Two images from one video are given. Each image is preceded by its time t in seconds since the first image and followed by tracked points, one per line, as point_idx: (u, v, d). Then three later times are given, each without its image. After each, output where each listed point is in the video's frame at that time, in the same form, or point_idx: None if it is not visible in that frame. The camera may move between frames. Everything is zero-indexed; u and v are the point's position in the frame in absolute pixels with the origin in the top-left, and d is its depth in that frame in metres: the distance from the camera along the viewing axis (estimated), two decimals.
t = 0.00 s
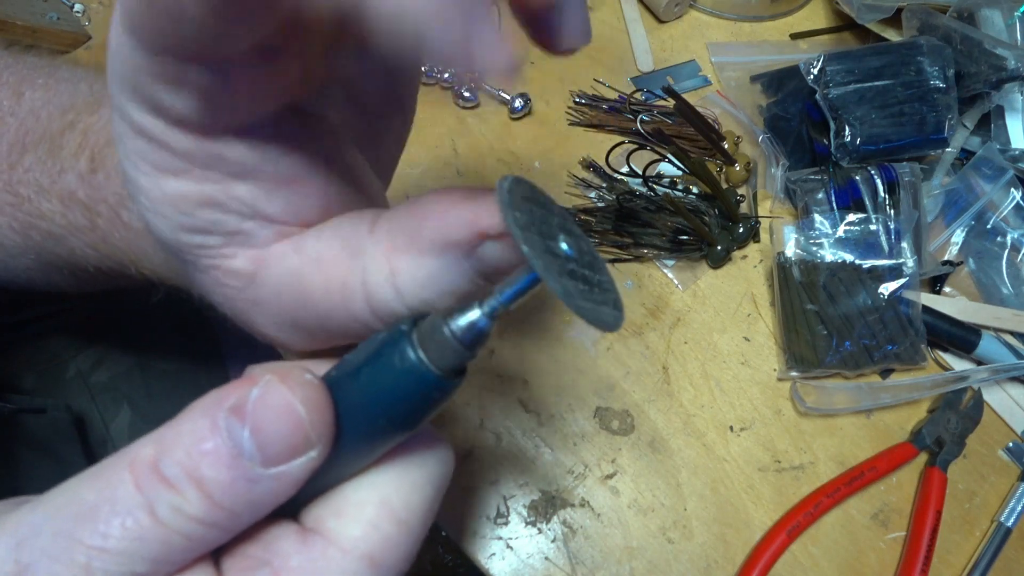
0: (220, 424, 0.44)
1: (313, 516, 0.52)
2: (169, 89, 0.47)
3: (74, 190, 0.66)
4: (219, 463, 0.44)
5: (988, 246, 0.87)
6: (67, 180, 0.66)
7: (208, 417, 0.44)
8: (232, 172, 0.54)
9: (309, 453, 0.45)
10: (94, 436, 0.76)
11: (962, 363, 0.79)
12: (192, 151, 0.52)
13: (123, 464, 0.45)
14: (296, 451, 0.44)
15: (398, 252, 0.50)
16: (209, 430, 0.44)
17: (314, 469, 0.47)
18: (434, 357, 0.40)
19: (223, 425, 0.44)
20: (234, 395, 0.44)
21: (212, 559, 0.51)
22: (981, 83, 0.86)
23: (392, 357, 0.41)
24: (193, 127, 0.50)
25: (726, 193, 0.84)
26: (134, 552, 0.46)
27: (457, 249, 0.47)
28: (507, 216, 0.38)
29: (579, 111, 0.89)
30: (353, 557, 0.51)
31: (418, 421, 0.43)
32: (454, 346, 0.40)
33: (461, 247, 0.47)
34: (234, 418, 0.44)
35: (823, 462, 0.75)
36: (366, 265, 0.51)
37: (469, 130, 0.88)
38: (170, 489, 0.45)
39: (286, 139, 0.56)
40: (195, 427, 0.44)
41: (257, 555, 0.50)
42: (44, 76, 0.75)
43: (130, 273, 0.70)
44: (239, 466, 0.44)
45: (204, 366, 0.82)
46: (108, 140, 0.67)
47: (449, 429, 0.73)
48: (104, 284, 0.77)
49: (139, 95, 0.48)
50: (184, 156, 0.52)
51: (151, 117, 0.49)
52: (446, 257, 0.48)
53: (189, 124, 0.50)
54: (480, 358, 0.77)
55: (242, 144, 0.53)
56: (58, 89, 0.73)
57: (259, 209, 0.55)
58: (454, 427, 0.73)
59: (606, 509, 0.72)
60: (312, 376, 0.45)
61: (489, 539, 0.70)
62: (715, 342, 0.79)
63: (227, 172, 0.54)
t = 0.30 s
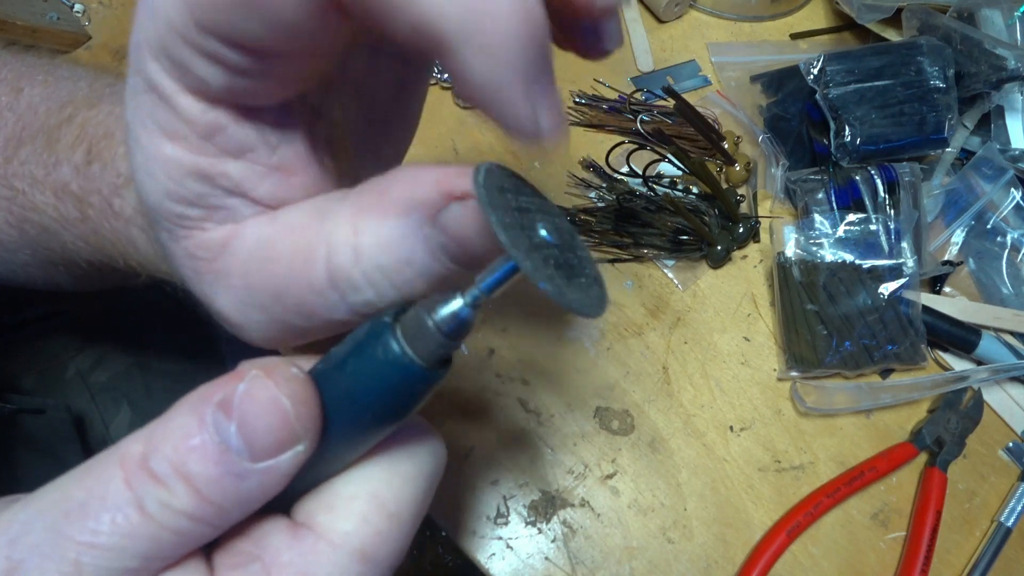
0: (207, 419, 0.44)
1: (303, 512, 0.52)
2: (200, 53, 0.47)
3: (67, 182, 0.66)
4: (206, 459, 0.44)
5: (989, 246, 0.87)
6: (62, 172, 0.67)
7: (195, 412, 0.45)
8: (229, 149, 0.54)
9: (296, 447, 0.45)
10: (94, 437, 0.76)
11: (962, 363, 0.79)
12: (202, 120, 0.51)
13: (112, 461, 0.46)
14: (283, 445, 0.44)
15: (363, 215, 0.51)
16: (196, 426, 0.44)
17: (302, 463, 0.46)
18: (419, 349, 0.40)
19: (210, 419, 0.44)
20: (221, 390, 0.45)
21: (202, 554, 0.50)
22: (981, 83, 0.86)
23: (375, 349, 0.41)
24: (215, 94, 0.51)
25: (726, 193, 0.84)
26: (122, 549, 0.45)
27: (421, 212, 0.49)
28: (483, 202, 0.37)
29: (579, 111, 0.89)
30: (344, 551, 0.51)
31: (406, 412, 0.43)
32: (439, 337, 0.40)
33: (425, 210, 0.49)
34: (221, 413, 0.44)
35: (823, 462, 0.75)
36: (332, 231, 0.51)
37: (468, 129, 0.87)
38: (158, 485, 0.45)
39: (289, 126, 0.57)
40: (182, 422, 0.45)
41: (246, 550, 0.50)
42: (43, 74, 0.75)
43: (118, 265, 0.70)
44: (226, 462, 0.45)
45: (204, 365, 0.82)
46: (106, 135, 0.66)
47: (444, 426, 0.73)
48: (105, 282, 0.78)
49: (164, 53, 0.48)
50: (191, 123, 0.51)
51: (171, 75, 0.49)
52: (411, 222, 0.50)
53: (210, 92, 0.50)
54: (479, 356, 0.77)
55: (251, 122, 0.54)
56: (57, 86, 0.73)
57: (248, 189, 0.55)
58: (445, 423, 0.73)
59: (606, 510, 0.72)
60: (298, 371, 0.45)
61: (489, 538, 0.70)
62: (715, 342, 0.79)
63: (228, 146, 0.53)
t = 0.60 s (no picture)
0: (228, 424, 0.45)
1: (318, 515, 0.53)
2: (178, 81, 0.46)
3: (65, 186, 0.66)
4: (228, 463, 0.44)
5: (988, 246, 0.87)
6: (60, 176, 0.67)
7: (216, 417, 0.45)
8: (235, 173, 0.53)
9: (316, 452, 0.45)
10: (94, 437, 0.76)
11: (962, 363, 0.79)
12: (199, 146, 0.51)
13: (130, 464, 0.46)
14: (304, 450, 0.45)
15: (383, 229, 0.51)
16: (218, 431, 0.45)
17: (321, 468, 0.47)
18: (439, 356, 0.40)
19: (232, 424, 0.45)
20: (243, 396, 0.45)
21: (219, 558, 0.51)
22: (981, 83, 0.86)
23: (396, 357, 0.41)
24: (206, 122, 0.49)
25: (726, 193, 0.84)
26: (143, 552, 0.45)
27: (439, 225, 0.49)
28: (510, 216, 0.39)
29: (579, 111, 0.89)
30: (359, 553, 0.51)
31: (422, 420, 0.43)
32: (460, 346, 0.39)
33: (444, 224, 0.49)
34: (243, 418, 0.44)
35: (823, 462, 0.75)
36: (354, 245, 0.51)
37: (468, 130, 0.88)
38: (179, 489, 0.45)
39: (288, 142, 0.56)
40: (203, 427, 0.45)
41: (264, 553, 0.50)
42: (43, 75, 0.74)
43: (117, 268, 0.70)
44: (248, 466, 0.45)
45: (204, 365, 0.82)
46: (104, 137, 0.67)
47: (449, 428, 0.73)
48: (104, 283, 0.78)
49: (150, 83, 0.47)
50: (189, 150, 0.51)
51: (160, 105, 0.49)
52: (429, 235, 0.50)
53: (202, 120, 0.49)
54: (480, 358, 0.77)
55: (251, 144, 0.53)
56: (56, 88, 0.73)
57: (257, 214, 0.55)
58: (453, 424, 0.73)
59: (606, 510, 0.72)
60: (320, 377, 0.46)
61: (490, 539, 0.70)
62: (715, 342, 0.79)
63: (230, 172, 0.53)
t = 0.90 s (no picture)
0: (217, 411, 0.45)
1: (310, 503, 0.53)
2: (131, 81, 0.44)
3: (67, 191, 0.66)
4: (216, 451, 0.44)
5: (988, 246, 0.87)
6: (62, 181, 0.66)
7: (204, 404, 0.45)
8: (214, 176, 0.51)
9: (305, 439, 0.45)
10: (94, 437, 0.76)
11: (962, 363, 0.79)
12: (167, 147, 0.49)
13: (119, 453, 0.46)
14: (293, 437, 0.45)
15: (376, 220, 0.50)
16: (206, 418, 0.45)
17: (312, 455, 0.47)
18: (430, 340, 0.40)
19: (219, 411, 0.45)
20: (230, 383, 0.45)
21: (210, 546, 0.51)
22: (981, 83, 0.86)
23: (388, 341, 0.41)
24: (161, 120, 0.47)
25: (726, 193, 0.84)
26: (131, 540, 0.46)
27: (434, 215, 0.48)
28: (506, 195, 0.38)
29: (579, 111, 0.89)
30: (351, 541, 0.51)
31: (412, 405, 0.43)
32: (452, 331, 0.39)
33: (436, 215, 0.48)
34: (231, 404, 0.44)
35: (823, 462, 0.75)
36: (347, 236, 0.51)
37: (469, 131, 0.88)
38: (167, 476, 0.45)
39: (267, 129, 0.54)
40: (192, 414, 0.45)
41: (255, 540, 0.50)
42: (42, 77, 0.74)
43: (121, 273, 0.70)
44: (236, 453, 0.45)
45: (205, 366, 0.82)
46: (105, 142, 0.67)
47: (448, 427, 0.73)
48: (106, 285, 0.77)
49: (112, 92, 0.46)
50: (164, 157, 0.50)
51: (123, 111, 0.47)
52: (425, 226, 0.49)
53: (167, 118, 0.47)
54: (479, 357, 0.77)
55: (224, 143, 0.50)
56: (55, 91, 0.73)
57: (244, 211, 0.53)
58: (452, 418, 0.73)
59: (606, 510, 0.72)
60: (309, 363, 0.46)
61: (489, 538, 0.70)
62: (715, 342, 0.79)
63: (208, 174, 0.51)
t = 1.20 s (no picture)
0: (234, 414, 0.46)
1: (320, 503, 0.54)
2: (141, 29, 0.48)
3: (66, 184, 0.66)
4: (234, 452, 0.46)
5: (988, 246, 0.87)
6: (61, 175, 0.67)
7: (221, 408, 0.46)
8: (185, 139, 0.54)
9: (320, 439, 0.47)
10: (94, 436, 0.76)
11: (962, 363, 0.79)
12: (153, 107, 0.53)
13: (137, 457, 0.47)
14: (308, 437, 0.46)
15: (307, 187, 0.47)
16: (224, 421, 0.46)
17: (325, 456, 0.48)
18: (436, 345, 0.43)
19: (237, 414, 0.46)
20: (245, 387, 0.46)
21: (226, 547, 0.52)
22: (981, 83, 0.86)
23: (397, 347, 0.44)
24: (159, 73, 0.52)
25: (726, 193, 0.84)
26: (154, 542, 0.46)
27: (356, 177, 0.45)
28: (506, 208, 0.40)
29: (579, 111, 0.89)
30: (362, 539, 0.52)
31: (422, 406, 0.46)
32: (457, 337, 0.42)
33: (358, 174, 0.44)
34: (248, 408, 0.46)
35: (823, 463, 0.75)
36: (279, 202, 0.48)
37: (468, 130, 0.88)
38: (185, 481, 0.46)
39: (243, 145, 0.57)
40: (208, 419, 0.46)
41: (269, 539, 0.52)
42: (42, 77, 0.75)
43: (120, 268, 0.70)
44: (253, 456, 0.46)
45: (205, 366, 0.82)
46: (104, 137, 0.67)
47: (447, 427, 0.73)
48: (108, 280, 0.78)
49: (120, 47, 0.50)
50: (145, 116, 0.53)
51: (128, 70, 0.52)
52: (348, 186, 0.45)
53: (157, 69, 0.51)
54: (479, 357, 0.77)
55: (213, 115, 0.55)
56: (55, 88, 0.73)
57: (204, 182, 0.54)
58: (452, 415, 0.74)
59: (606, 510, 0.72)
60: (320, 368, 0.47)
61: (489, 538, 0.70)
62: (715, 342, 0.79)
63: (183, 137, 0.54)
